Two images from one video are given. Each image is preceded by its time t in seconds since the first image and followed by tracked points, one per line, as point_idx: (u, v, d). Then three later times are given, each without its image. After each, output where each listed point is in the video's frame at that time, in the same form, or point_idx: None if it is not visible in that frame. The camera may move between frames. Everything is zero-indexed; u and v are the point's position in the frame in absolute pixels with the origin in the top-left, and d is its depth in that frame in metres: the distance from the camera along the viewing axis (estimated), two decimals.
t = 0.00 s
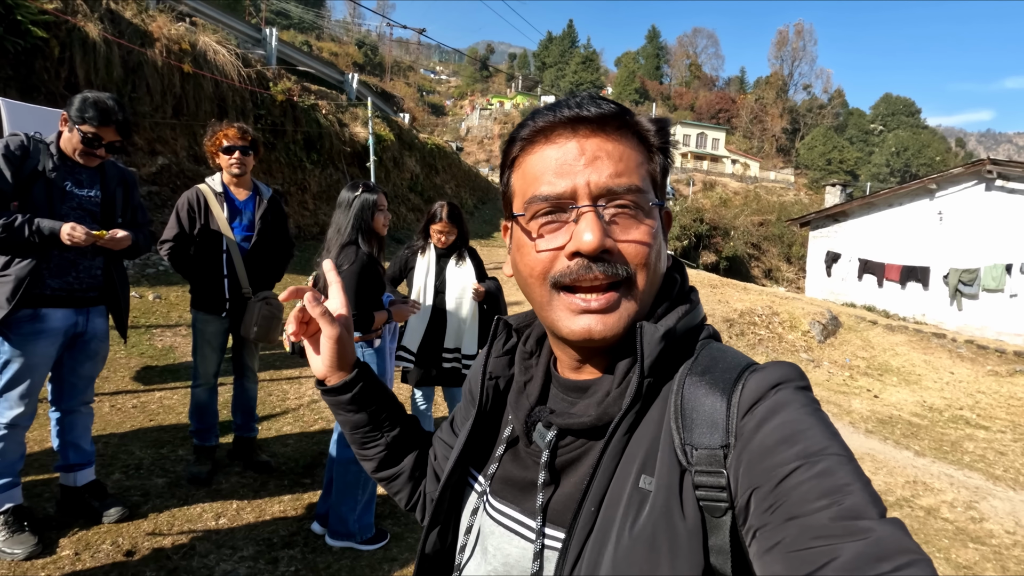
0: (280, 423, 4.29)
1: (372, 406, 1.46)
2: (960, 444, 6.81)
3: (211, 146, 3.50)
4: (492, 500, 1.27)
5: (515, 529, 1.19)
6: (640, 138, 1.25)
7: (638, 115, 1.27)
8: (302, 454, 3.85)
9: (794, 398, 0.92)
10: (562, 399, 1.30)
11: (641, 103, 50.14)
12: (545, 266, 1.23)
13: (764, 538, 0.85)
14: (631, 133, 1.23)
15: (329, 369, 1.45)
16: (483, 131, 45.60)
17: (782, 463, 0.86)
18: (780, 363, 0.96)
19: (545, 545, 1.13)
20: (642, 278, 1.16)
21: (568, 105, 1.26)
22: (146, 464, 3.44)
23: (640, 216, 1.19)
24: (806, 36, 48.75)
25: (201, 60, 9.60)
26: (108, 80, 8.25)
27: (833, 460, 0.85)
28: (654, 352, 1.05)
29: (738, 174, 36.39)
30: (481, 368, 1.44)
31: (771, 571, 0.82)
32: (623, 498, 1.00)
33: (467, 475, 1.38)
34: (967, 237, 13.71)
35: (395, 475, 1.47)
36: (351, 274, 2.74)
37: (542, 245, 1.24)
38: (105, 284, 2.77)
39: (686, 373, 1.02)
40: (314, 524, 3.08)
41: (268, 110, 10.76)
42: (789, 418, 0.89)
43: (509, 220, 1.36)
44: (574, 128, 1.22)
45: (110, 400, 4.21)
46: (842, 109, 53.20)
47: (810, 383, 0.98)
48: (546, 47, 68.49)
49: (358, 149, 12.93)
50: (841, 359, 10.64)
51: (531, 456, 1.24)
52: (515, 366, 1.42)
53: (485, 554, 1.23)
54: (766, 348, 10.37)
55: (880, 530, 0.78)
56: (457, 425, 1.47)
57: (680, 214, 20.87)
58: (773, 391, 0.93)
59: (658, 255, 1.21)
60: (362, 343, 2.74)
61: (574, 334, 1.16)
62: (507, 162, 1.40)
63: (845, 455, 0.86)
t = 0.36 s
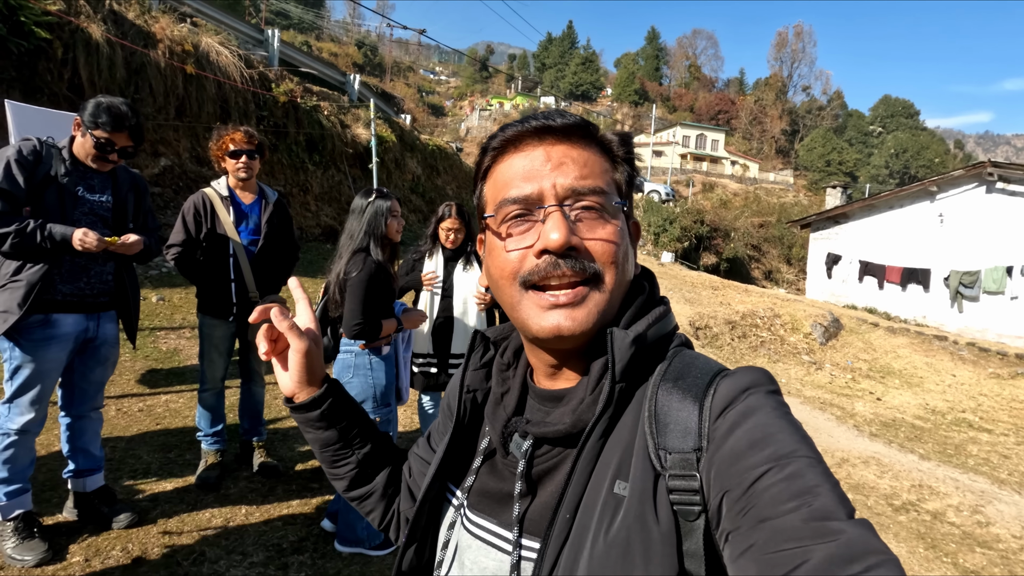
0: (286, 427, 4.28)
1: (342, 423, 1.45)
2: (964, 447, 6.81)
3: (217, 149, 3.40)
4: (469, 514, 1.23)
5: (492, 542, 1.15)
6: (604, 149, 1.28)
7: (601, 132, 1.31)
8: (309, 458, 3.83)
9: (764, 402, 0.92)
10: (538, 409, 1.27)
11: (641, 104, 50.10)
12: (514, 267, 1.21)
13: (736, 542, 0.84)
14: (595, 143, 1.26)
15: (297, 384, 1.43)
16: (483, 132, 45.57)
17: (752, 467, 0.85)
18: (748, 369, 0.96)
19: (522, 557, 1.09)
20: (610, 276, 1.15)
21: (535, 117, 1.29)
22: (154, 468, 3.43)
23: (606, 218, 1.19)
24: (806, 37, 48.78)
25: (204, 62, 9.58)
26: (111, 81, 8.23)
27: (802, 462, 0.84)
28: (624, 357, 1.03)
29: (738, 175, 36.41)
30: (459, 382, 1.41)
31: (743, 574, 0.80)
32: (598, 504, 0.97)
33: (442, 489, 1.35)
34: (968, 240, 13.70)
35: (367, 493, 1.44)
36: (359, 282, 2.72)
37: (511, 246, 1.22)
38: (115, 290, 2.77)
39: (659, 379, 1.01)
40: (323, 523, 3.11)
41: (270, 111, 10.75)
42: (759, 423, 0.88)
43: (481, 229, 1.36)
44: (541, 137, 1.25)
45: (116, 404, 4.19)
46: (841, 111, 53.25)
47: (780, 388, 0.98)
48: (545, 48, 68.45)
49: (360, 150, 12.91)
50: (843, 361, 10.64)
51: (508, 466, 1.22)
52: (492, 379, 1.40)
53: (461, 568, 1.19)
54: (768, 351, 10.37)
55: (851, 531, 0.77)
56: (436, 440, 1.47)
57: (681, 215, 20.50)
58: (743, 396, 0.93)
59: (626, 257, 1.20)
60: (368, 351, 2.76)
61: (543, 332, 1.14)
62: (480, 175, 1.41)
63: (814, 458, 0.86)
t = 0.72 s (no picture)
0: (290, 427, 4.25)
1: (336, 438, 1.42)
2: (963, 446, 6.84)
3: (221, 148, 3.38)
4: (480, 510, 1.22)
5: (504, 538, 1.14)
6: (594, 154, 1.16)
7: (589, 131, 1.18)
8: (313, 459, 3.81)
9: (774, 395, 0.89)
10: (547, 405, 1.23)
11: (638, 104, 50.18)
12: (513, 294, 1.16)
13: (748, 535, 0.81)
14: (584, 151, 1.14)
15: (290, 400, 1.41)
16: (480, 132, 45.59)
17: (761, 460, 0.82)
18: (759, 361, 0.93)
19: (533, 551, 1.07)
20: (610, 298, 1.09)
21: (517, 132, 1.17)
22: (159, 469, 3.40)
23: (602, 235, 1.11)
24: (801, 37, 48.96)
25: (202, 61, 9.54)
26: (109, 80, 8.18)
27: (815, 454, 0.81)
28: (634, 352, 1.00)
29: (734, 175, 36.52)
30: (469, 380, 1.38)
31: (755, 570, 0.78)
32: (608, 497, 0.95)
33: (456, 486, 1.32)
34: (964, 239, 13.76)
35: (375, 501, 1.42)
36: (365, 282, 2.72)
37: (508, 273, 1.16)
38: (122, 289, 2.76)
39: (668, 373, 0.98)
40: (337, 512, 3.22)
41: (269, 111, 10.72)
42: (768, 416, 0.85)
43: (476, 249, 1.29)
44: (525, 156, 1.13)
45: (118, 404, 4.17)
46: (836, 111, 53.43)
47: (792, 380, 0.95)
48: (541, 49, 68.51)
49: (358, 150, 12.88)
50: (842, 360, 10.67)
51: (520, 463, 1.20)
52: (502, 375, 1.36)
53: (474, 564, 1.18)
54: (767, 350, 10.40)
55: (863, 525, 0.74)
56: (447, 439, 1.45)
57: (678, 215, 20.75)
58: (754, 389, 0.90)
59: (627, 268, 1.13)
60: (371, 350, 2.75)
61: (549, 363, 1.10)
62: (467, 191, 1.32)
63: (827, 451, 0.83)
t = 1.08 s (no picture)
0: (298, 426, 4.28)
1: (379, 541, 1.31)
2: (958, 441, 6.94)
3: (231, 149, 3.40)
4: (513, 507, 1.27)
5: (535, 536, 1.18)
6: (630, 143, 1.21)
7: (628, 122, 1.23)
8: (322, 456, 3.84)
9: (809, 394, 0.89)
10: (576, 404, 1.28)
11: (633, 104, 50.27)
12: (540, 271, 1.20)
13: (784, 539, 0.82)
14: (619, 139, 1.19)
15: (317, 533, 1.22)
16: (475, 132, 45.63)
17: (796, 462, 0.83)
18: (792, 360, 0.94)
19: (564, 549, 1.12)
20: (637, 280, 1.11)
21: (557, 117, 1.23)
22: (170, 467, 3.43)
23: (632, 219, 1.14)
24: (795, 36, 49.21)
25: (200, 60, 9.53)
26: (108, 80, 8.16)
27: (852, 455, 0.81)
28: (660, 352, 1.02)
29: (729, 174, 36.68)
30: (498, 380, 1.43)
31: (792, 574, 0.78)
32: (636, 499, 0.97)
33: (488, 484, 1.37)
34: (957, 238, 13.88)
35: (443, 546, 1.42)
36: (378, 275, 2.77)
37: (535, 250, 1.21)
38: (136, 288, 2.79)
39: (698, 372, 0.99)
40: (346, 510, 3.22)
41: (267, 110, 10.73)
42: (802, 415, 0.86)
43: (507, 228, 1.34)
44: (561, 137, 1.20)
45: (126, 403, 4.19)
46: (830, 110, 53.70)
47: (826, 380, 0.95)
48: (536, 48, 68.61)
49: (356, 149, 12.89)
50: (838, 358, 10.78)
51: (550, 462, 1.24)
52: (530, 375, 1.41)
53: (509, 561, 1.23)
54: (764, 348, 10.49)
55: (905, 528, 0.74)
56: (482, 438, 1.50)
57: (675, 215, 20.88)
58: (786, 388, 0.90)
59: (656, 254, 1.15)
60: (381, 344, 2.78)
61: (571, 336, 1.13)
62: (505, 174, 1.38)
63: (865, 451, 0.83)
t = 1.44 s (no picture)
0: (299, 426, 4.34)
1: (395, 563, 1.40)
2: (944, 436, 7.11)
3: (235, 154, 3.45)
4: (528, 509, 1.34)
5: (549, 539, 1.25)
6: (661, 153, 1.25)
7: (660, 132, 1.27)
8: (324, 455, 3.90)
9: (834, 413, 0.89)
10: (596, 410, 1.35)
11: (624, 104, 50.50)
12: (567, 280, 1.27)
13: (802, 560, 0.82)
14: (650, 150, 1.24)
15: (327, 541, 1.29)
16: (467, 132, 45.68)
17: (818, 481, 0.84)
18: (819, 378, 0.93)
19: (575, 554, 1.18)
20: (664, 292, 1.17)
21: (589, 126, 1.28)
22: (175, 467, 3.48)
23: (659, 232, 1.19)
24: (783, 37, 49.67)
25: (194, 62, 9.53)
26: (102, 81, 8.15)
27: (877, 479, 0.81)
28: (682, 363, 1.04)
29: (719, 174, 36.99)
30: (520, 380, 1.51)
31: None
32: (651, 509, 1.00)
33: (504, 484, 1.45)
34: (942, 238, 14.12)
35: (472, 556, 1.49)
36: (376, 273, 2.84)
37: (563, 259, 1.28)
38: (144, 292, 2.84)
39: (720, 387, 0.99)
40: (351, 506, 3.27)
41: (261, 112, 10.74)
42: (826, 435, 0.86)
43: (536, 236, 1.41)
44: (592, 148, 1.25)
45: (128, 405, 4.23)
46: (818, 111, 54.24)
47: (855, 400, 0.94)
48: (527, 48, 68.76)
49: (350, 150, 12.92)
50: (827, 356, 10.97)
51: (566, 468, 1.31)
52: (552, 379, 1.47)
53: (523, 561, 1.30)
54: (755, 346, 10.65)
55: (930, 555, 0.73)
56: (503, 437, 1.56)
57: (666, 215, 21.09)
58: (810, 407, 0.90)
59: (682, 266, 1.21)
60: (379, 338, 2.85)
61: (596, 346, 1.20)
62: (535, 181, 1.43)
63: (892, 474, 0.82)
